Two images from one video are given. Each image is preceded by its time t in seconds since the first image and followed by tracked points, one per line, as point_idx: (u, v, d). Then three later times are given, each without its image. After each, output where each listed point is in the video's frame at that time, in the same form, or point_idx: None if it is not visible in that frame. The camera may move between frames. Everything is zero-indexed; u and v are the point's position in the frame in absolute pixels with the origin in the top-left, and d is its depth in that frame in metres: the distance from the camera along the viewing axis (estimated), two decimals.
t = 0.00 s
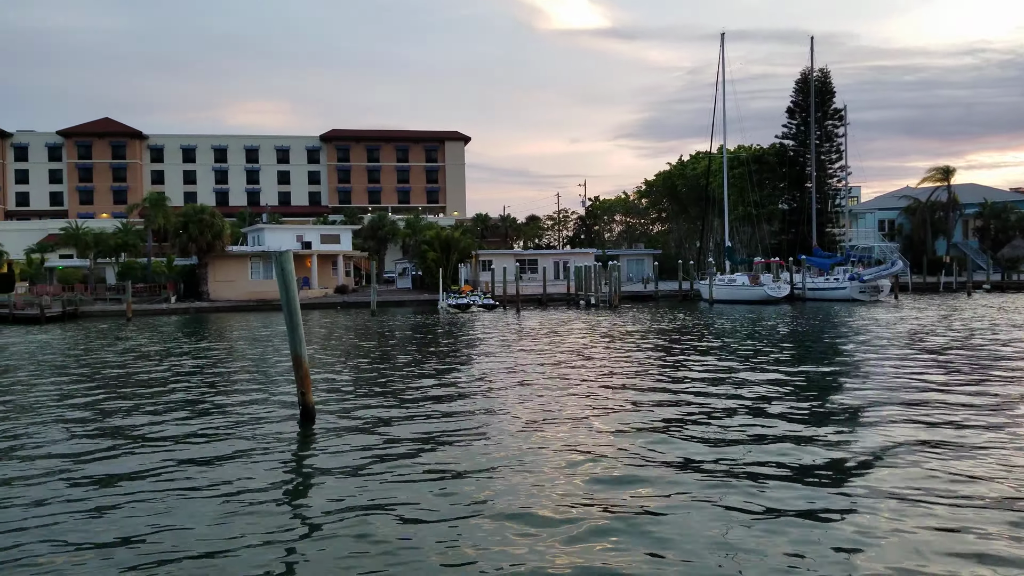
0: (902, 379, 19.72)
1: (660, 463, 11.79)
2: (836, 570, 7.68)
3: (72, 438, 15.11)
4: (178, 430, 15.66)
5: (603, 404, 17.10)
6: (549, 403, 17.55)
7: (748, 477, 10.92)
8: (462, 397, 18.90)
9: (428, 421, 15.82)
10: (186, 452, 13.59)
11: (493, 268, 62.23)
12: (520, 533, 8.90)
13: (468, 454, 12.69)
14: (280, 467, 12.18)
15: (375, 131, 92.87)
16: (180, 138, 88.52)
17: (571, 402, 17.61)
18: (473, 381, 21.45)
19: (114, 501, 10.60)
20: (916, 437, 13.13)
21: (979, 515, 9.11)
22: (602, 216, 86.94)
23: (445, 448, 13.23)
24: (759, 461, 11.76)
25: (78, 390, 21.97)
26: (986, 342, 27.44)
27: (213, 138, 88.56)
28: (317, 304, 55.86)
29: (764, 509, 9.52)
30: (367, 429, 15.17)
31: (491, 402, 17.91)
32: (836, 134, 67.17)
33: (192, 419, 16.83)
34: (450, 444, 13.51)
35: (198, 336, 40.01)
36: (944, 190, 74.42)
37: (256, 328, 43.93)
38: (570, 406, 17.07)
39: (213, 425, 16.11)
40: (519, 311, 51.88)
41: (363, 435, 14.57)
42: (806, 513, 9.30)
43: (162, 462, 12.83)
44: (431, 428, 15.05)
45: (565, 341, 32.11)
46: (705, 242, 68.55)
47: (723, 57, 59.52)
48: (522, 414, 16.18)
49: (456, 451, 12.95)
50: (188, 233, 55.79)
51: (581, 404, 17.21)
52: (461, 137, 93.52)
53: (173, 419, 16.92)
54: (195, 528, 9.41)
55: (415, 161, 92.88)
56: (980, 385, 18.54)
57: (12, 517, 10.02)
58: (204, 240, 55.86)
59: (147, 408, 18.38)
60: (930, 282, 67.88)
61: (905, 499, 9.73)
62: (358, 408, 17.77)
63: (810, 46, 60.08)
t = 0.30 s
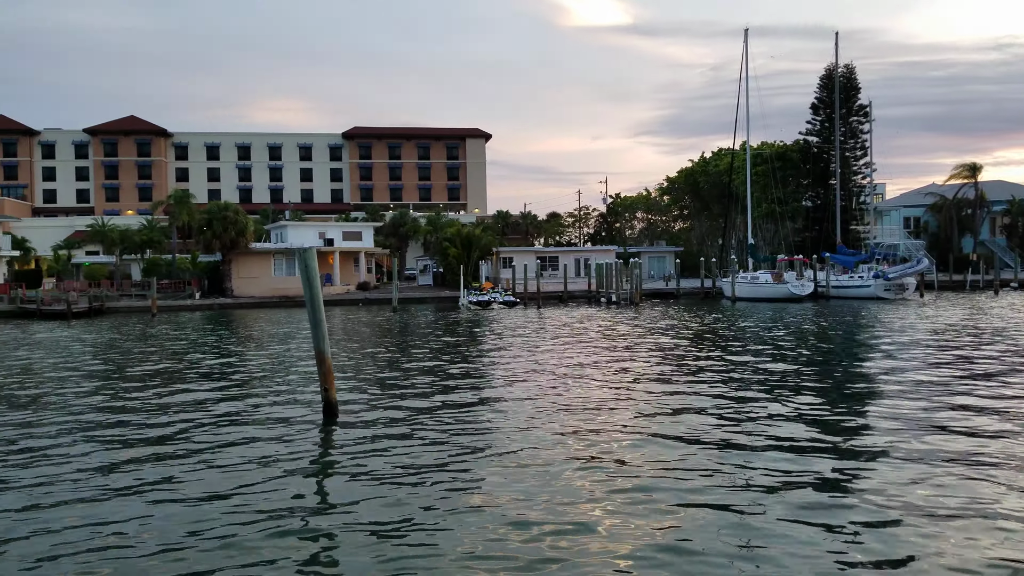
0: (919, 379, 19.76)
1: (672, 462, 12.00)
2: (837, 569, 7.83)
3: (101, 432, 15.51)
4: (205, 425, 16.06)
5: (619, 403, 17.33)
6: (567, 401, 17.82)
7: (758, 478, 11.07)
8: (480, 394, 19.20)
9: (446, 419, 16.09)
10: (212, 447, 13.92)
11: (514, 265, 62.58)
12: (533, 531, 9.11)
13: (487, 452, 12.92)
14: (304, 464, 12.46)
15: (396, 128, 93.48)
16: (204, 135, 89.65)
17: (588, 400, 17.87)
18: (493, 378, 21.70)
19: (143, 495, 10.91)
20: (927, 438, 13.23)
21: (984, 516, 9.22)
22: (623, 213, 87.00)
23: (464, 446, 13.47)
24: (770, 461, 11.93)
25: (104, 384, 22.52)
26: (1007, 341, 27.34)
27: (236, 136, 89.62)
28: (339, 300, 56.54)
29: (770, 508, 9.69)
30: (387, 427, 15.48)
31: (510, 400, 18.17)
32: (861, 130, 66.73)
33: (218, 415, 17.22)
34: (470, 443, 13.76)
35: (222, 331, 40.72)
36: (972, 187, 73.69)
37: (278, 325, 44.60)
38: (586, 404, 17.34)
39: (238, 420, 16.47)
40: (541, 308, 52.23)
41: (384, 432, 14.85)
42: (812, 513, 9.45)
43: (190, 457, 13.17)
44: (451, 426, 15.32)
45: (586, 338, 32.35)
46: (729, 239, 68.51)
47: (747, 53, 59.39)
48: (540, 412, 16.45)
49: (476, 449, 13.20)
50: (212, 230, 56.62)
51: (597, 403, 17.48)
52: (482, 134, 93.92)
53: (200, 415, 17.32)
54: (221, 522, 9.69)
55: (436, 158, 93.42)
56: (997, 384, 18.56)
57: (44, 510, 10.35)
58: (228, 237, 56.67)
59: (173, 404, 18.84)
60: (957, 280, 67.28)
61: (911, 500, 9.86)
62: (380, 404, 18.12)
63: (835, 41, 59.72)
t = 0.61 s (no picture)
0: (926, 379, 19.92)
1: (675, 461, 12.27)
2: (825, 557, 8.04)
3: (122, 428, 15.98)
4: (221, 422, 16.50)
5: (624, 403, 17.71)
6: (573, 400, 18.22)
7: (759, 475, 11.31)
8: (489, 394, 19.61)
9: (456, 418, 16.45)
10: (230, 443, 14.33)
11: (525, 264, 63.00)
12: (534, 521, 9.34)
13: (495, 451, 13.25)
14: (318, 459, 12.83)
15: (409, 128, 94.07)
16: (218, 135, 90.55)
17: (594, 400, 18.25)
18: (503, 378, 22.11)
19: (160, 485, 11.23)
20: (929, 439, 13.42)
21: (975, 509, 9.40)
22: (635, 212, 87.19)
23: (474, 445, 13.81)
24: (773, 461, 12.18)
25: (121, 382, 23.05)
26: (1015, 342, 27.46)
27: (249, 135, 90.48)
28: (351, 299, 57.15)
29: (767, 501, 9.89)
30: (398, 426, 15.87)
31: (518, 399, 18.56)
32: (874, 130, 66.77)
33: (234, 413, 17.66)
34: (479, 442, 14.08)
35: (237, 329, 41.35)
36: (986, 187, 73.53)
37: (291, 322, 45.16)
38: (596, 405, 17.65)
39: (254, 418, 16.90)
40: (552, 307, 52.63)
41: (396, 432, 15.23)
42: (808, 507, 9.64)
43: (207, 451, 13.57)
44: (461, 426, 15.69)
45: (596, 337, 32.73)
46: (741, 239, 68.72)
47: (759, 52, 59.68)
48: (547, 412, 16.84)
49: (485, 448, 13.53)
50: (225, 229, 57.36)
51: (604, 403, 17.86)
52: (494, 133, 94.40)
53: (217, 412, 17.76)
54: (239, 509, 10.03)
55: (448, 158, 93.96)
56: (999, 385, 18.80)
57: (68, 496, 10.76)
58: (241, 236, 57.38)
59: (191, 402, 19.35)
60: (971, 280, 67.15)
61: (905, 495, 10.03)
62: (391, 403, 18.54)
63: (846, 41, 59.88)
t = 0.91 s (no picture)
0: (931, 381, 19.84)
1: (678, 462, 12.26)
2: (824, 559, 8.02)
3: (127, 426, 16.01)
4: (226, 421, 16.53)
5: (628, 403, 17.68)
6: (577, 400, 18.21)
7: (762, 477, 11.25)
8: (493, 393, 19.60)
9: (460, 418, 16.43)
10: (234, 441, 14.33)
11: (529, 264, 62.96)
12: (534, 521, 9.29)
13: (499, 451, 13.23)
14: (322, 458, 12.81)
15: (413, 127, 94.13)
16: (223, 134, 90.72)
17: (598, 400, 18.24)
18: (507, 378, 22.10)
19: (163, 484, 11.22)
20: (935, 441, 13.37)
21: (981, 513, 9.32)
22: (639, 212, 87.07)
23: (478, 445, 13.78)
24: (775, 463, 12.15)
25: (127, 380, 23.12)
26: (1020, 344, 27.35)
27: (254, 134, 90.62)
28: (355, 298, 57.19)
29: (768, 502, 9.85)
30: (402, 425, 15.85)
31: (522, 399, 18.56)
32: (880, 130, 66.60)
33: (239, 411, 17.67)
34: (483, 442, 14.05)
35: (242, 328, 41.42)
36: (991, 188, 73.33)
37: (294, 322, 45.16)
38: (599, 405, 17.65)
39: (258, 417, 16.92)
40: (556, 307, 52.58)
41: (399, 431, 15.21)
42: (809, 508, 9.60)
43: (211, 450, 13.55)
44: (465, 425, 15.67)
45: (600, 338, 32.70)
46: (745, 239, 68.62)
47: (765, 52, 59.54)
48: (550, 412, 16.83)
49: (489, 448, 13.51)
50: (230, 227, 57.42)
51: (608, 403, 17.83)
52: (498, 133, 94.40)
53: (221, 411, 17.78)
54: (242, 507, 10.01)
55: (452, 157, 93.98)
56: (1003, 387, 18.75)
57: (72, 495, 10.77)
58: (245, 234, 57.41)
59: (196, 400, 19.37)
60: (976, 282, 66.90)
61: (908, 498, 9.99)
62: (395, 403, 18.53)
63: (853, 41, 59.66)
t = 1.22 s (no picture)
0: (955, 382, 19.72)
1: (694, 461, 12.42)
2: (833, 556, 8.17)
3: (157, 422, 16.42)
4: (252, 418, 16.89)
5: (647, 403, 17.80)
6: (597, 400, 18.35)
7: (778, 476, 11.38)
8: (513, 393, 19.81)
9: (481, 417, 16.67)
10: (260, 438, 14.68)
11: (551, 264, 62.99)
12: (551, 517, 9.50)
13: (518, 450, 13.42)
14: (344, 455, 13.10)
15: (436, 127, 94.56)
16: (248, 134, 91.72)
17: (617, 400, 18.38)
18: (528, 377, 22.31)
19: (191, 480, 11.54)
20: (952, 442, 13.40)
21: (992, 513, 9.42)
22: (662, 212, 86.74)
23: (498, 444, 13.99)
24: (791, 463, 12.25)
25: (155, 378, 23.59)
26: None
27: (278, 134, 91.50)
28: (378, 297, 57.59)
29: (781, 502, 9.98)
30: (425, 423, 16.12)
31: (543, 398, 18.74)
32: (906, 129, 65.90)
33: (264, 409, 18.03)
34: (503, 440, 14.28)
35: (266, 327, 41.87)
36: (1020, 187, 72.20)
37: (317, 321, 45.55)
38: (618, 404, 17.80)
39: (282, 414, 17.27)
40: (577, 307, 52.57)
41: (421, 429, 15.46)
42: (821, 508, 9.72)
43: (238, 446, 13.90)
44: (487, 423, 15.90)
45: (622, 338, 32.72)
46: (769, 240, 68.17)
47: (789, 51, 59.20)
48: (570, 411, 17.03)
49: (509, 447, 13.70)
50: (255, 227, 58.02)
51: (627, 403, 17.97)
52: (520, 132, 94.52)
53: (247, 408, 18.17)
54: (269, 502, 10.34)
55: (474, 157, 94.26)
56: None
57: (104, 489, 11.15)
58: (269, 234, 57.97)
59: (223, 398, 19.78)
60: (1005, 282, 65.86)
61: (927, 499, 10.01)
62: (417, 402, 18.80)
63: (879, 39, 59.02)
